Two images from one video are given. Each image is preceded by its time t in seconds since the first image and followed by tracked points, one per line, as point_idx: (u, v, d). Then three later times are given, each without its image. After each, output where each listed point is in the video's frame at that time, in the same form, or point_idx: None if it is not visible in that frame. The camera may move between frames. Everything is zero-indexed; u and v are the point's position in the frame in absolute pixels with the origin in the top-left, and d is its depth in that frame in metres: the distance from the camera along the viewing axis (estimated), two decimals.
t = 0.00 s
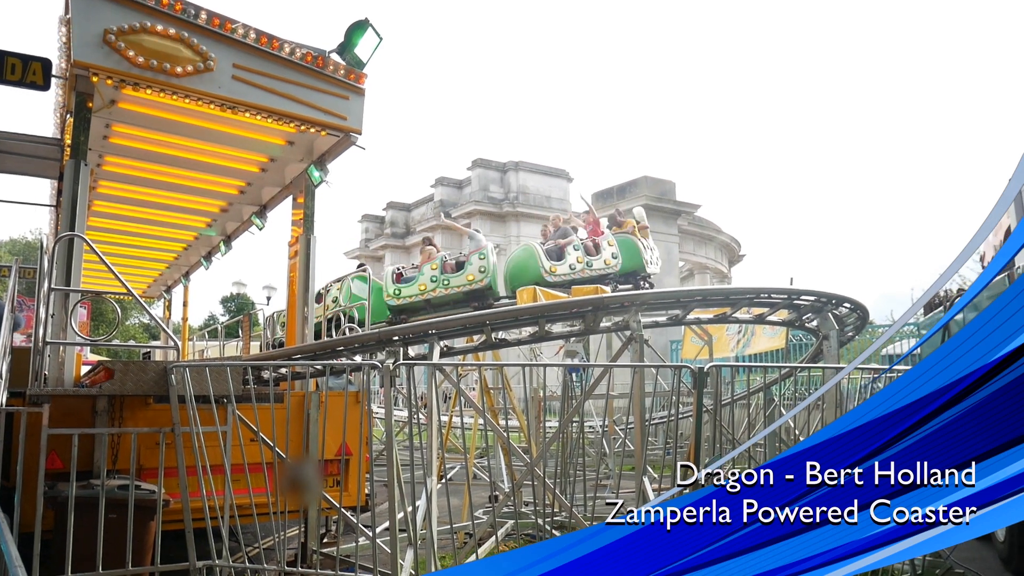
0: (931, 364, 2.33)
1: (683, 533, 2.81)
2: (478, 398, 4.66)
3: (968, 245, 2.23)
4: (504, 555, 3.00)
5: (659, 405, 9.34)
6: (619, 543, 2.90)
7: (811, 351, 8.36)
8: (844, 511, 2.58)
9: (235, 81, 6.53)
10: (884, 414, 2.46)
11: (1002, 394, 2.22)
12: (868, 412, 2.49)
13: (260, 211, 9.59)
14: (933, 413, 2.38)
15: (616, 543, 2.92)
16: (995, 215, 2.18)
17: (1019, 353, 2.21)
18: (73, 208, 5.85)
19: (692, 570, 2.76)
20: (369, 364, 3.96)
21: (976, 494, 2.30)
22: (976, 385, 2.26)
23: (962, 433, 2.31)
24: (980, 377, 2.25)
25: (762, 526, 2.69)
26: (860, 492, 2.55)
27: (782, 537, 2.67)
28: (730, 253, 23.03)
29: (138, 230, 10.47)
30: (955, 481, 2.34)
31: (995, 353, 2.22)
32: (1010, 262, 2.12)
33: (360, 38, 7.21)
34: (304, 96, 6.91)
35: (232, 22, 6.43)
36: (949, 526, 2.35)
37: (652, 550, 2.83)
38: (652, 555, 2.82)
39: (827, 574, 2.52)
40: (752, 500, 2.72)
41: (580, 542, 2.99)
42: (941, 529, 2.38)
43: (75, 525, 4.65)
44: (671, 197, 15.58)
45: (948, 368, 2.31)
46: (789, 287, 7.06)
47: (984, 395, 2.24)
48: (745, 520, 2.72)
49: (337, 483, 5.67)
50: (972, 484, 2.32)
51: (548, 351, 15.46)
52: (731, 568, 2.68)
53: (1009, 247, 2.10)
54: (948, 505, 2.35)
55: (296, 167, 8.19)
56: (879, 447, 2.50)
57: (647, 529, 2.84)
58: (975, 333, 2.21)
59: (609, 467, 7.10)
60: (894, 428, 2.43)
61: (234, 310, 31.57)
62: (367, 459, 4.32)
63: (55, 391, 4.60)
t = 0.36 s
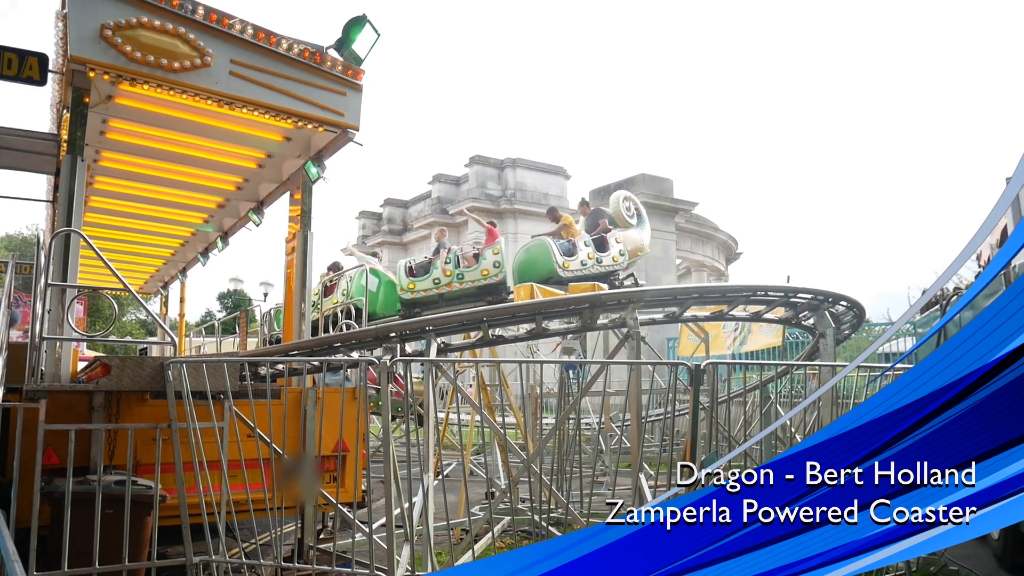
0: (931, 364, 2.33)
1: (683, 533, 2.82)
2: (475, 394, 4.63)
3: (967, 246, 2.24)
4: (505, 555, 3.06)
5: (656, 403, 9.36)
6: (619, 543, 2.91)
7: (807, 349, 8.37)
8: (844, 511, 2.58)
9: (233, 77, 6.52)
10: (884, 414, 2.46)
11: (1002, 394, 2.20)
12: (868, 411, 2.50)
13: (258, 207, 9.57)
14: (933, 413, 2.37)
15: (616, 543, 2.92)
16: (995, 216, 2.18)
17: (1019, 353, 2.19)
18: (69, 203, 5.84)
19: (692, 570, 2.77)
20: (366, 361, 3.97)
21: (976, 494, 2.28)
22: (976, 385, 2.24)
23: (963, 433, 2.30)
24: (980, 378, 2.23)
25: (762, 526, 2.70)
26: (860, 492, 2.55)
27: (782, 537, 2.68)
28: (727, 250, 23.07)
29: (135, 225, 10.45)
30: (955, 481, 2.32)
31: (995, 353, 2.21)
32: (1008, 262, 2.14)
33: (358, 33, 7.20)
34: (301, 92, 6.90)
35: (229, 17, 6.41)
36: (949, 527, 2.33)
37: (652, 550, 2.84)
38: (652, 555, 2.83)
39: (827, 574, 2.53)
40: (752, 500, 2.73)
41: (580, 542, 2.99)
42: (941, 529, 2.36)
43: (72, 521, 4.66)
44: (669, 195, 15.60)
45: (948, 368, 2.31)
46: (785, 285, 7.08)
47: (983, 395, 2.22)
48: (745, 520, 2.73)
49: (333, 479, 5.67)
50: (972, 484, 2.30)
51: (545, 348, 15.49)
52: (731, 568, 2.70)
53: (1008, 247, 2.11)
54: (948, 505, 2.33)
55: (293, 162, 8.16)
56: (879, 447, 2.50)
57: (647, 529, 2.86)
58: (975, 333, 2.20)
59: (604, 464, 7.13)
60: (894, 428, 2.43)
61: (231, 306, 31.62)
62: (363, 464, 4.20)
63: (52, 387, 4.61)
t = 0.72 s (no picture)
0: (931, 365, 2.38)
1: (683, 533, 2.81)
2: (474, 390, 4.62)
3: (968, 245, 2.26)
4: (505, 555, 3.08)
5: (654, 401, 9.37)
6: (619, 543, 2.90)
7: (804, 347, 8.39)
8: (844, 511, 2.59)
9: (231, 74, 6.52)
10: (884, 414, 2.50)
11: (1002, 394, 2.24)
12: (868, 411, 2.54)
13: (256, 204, 9.56)
14: (933, 413, 2.41)
15: (616, 543, 2.92)
16: (995, 216, 2.21)
17: (1019, 354, 2.23)
18: (68, 200, 5.83)
19: (692, 570, 2.76)
20: (363, 358, 3.95)
21: (976, 494, 2.33)
22: (976, 385, 2.28)
23: (963, 433, 2.34)
24: (980, 377, 2.27)
25: (762, 526, 2.70)
26: (860, 492, 2.57)
27: (782, 537, 2.68)
28: (725, 249, 23.12)
29: (132, 222, 10.43)
30: (955, 481, 2.37)
31: (995, 353, 2.25)
32: (1008, 262, 2.17)
33: (356, 31, 7.21)
34: (300, 89, 6.90)
35: (227, 14, 6.40)
36: (949, 526, 2.37)
37: (652, 550, 2.84)
38: (652, 555, 2.83)
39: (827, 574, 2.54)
40: (752, 500, 2.73)
41: (580, 543, 2.99)
42: (941, 529, 2.40)
43: (69, 519, 4.65)
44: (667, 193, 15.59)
45: (948, 369, 2.34)
46: (782, 282, 7.08)
47: (984, 395, 2.27)
48: (745, 520, 2.74)
49: (332, 477, 5.67)
50: (972, 484, 2.35)
51: (543, 346, 15.48)
52: (731, 568, 2.70)
53: (1009, 247, 2.14)
54: (948, 505, 2.38)
55: (291, 160, 8.16)
56: (879, 447, 2.52)
57: (647, 529, 2.85)
58: (975, 333, 2.25)
59: (602, 461, 7.15)
60: (894, 428, 2.47)
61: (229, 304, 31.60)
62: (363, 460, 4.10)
63: (48, 384, 4.59)
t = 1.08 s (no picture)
0: (931, 365, 2.38)
1: (683, 533, 2.82)
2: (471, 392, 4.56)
3: (967, 246, 2.25)
4: (504, 556, 3.09)
5: (652, 401, 9.39)
6: (619, 543, 2.91)
7: (802, 348, 8.40)
8: (844, 511, 2.59)
9: (229, 73, 6.51)
10: (884, 414, 2.50)
11: (1002, 394, 2.25)
12: (868, 412, 2.54)
13: (254, 204, 9.55)
14: (933, 413, 2.41)
15: (616, 544, 2.93)
16: (995, 216, 2.19)
17: (1019, 354, 2.23)
18: (65, 199, 5.82)
19: (692, 570, 2.77)
20: (361, 358, 3.96)
21: (975, 494, 2.33)
22: (976, 385, 2.28)
23: (963, 433, 2.35)
24: (980, 378, 2.28)
25: (762, 526, 2.71)
26: (860, 492, 2.57)
27: (782, 537, 2.69)
28: (723, 249, 23.15)
29: (130, 221, 10.42)
30: (955, 481, 2.37)
31: (995, 353, 2.25)
32: (1009, 262, 2.15)
33: (355, 31, 7.21)
34: (299, 89, 6.90)
35: (226, 14, 6.40)
36: (949, 526, 2.37)
37: (652, 550, 2.85)
38: (652, 555, 2.84)
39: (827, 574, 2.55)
40: (752, 500, 2.74)
41: (580, 543, 3.02)
42: (941, 529, 2.40)
43: (67, 518, 4.64)
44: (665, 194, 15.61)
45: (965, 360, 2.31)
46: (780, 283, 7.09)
47: (983, 395, 2.27)
48: (745, 520, 2.74)
49: (329, 477, 5.68)
50: (972, 484, 2.35)
51: (541, 346, 15.49)
52: (731, 568, 2.71)
53: (1009, 248, 2.13)
54: (948, 505, 2.38)
55: (290, 160, 8.16)
56: (879, 447, 2.53)
57: (647, 529, 2.86)
58: (975, 334, 2.25)
59: (600, 461, 7.17)
60: (894, 428, 2.47)
61: (227, 303, 31.63)
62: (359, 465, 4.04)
63: (46, 382, 4.59)
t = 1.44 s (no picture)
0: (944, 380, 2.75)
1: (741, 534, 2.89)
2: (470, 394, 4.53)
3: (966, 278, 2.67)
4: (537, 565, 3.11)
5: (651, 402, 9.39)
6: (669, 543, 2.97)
7: (801, 350, 8.39)
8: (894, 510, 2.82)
9: (228, 76, 6.52)
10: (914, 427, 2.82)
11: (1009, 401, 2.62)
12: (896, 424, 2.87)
13: (253, 206, 9.55)
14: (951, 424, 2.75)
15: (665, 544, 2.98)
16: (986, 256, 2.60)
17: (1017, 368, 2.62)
18: (64, 201, 5.81)
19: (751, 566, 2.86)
20: (360, 360, 3.95)
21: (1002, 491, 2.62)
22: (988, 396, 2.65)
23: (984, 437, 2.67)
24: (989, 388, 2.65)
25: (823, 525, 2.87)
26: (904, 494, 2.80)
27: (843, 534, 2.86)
28: (722, 251, 23.17)
29: (129, 223, 10.41)
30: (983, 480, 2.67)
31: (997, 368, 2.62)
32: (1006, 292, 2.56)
33: (354, 33, 7.22)
34: (298, 92, 6.91)
35: (225, 16, 6.40)
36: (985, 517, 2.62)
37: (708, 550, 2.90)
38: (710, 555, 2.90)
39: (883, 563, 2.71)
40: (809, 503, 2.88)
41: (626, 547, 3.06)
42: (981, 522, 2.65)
43: (66, 520, 4.64)
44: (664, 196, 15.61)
45: (922, 506, 1.34)
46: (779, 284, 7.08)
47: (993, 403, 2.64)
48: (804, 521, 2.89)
49: (328, 480, 5.69)
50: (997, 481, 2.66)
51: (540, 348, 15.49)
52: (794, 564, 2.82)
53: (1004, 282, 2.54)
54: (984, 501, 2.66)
55: (289, 162, 8.17)
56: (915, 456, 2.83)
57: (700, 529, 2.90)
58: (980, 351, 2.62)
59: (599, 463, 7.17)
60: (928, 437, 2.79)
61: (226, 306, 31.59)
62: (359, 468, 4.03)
63: (45, 385, 4.58)
